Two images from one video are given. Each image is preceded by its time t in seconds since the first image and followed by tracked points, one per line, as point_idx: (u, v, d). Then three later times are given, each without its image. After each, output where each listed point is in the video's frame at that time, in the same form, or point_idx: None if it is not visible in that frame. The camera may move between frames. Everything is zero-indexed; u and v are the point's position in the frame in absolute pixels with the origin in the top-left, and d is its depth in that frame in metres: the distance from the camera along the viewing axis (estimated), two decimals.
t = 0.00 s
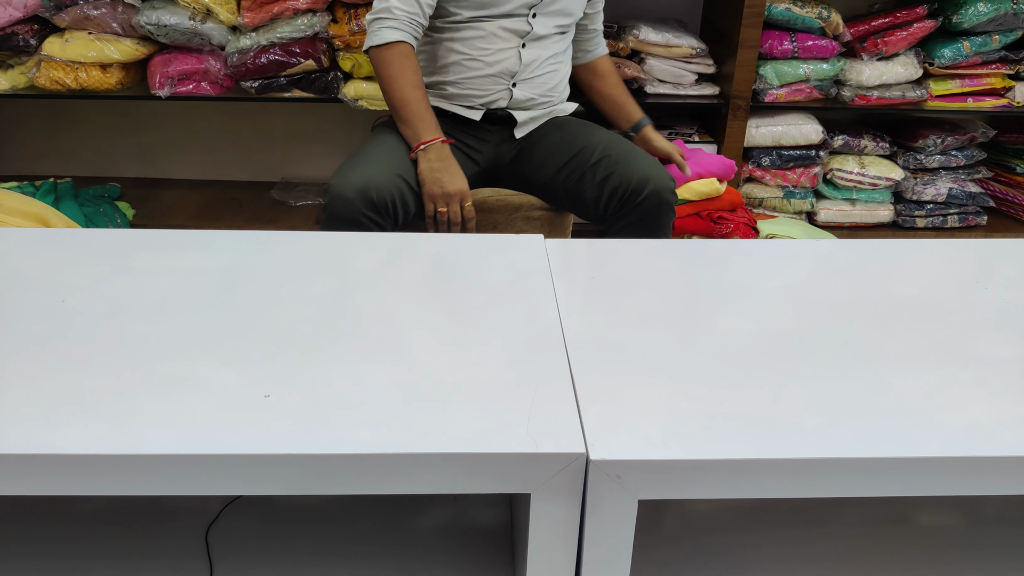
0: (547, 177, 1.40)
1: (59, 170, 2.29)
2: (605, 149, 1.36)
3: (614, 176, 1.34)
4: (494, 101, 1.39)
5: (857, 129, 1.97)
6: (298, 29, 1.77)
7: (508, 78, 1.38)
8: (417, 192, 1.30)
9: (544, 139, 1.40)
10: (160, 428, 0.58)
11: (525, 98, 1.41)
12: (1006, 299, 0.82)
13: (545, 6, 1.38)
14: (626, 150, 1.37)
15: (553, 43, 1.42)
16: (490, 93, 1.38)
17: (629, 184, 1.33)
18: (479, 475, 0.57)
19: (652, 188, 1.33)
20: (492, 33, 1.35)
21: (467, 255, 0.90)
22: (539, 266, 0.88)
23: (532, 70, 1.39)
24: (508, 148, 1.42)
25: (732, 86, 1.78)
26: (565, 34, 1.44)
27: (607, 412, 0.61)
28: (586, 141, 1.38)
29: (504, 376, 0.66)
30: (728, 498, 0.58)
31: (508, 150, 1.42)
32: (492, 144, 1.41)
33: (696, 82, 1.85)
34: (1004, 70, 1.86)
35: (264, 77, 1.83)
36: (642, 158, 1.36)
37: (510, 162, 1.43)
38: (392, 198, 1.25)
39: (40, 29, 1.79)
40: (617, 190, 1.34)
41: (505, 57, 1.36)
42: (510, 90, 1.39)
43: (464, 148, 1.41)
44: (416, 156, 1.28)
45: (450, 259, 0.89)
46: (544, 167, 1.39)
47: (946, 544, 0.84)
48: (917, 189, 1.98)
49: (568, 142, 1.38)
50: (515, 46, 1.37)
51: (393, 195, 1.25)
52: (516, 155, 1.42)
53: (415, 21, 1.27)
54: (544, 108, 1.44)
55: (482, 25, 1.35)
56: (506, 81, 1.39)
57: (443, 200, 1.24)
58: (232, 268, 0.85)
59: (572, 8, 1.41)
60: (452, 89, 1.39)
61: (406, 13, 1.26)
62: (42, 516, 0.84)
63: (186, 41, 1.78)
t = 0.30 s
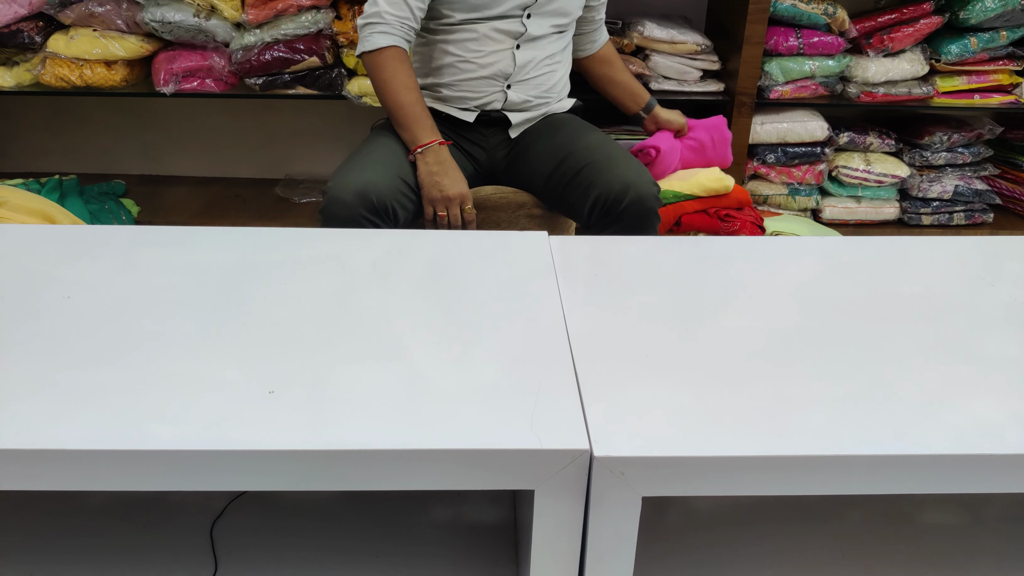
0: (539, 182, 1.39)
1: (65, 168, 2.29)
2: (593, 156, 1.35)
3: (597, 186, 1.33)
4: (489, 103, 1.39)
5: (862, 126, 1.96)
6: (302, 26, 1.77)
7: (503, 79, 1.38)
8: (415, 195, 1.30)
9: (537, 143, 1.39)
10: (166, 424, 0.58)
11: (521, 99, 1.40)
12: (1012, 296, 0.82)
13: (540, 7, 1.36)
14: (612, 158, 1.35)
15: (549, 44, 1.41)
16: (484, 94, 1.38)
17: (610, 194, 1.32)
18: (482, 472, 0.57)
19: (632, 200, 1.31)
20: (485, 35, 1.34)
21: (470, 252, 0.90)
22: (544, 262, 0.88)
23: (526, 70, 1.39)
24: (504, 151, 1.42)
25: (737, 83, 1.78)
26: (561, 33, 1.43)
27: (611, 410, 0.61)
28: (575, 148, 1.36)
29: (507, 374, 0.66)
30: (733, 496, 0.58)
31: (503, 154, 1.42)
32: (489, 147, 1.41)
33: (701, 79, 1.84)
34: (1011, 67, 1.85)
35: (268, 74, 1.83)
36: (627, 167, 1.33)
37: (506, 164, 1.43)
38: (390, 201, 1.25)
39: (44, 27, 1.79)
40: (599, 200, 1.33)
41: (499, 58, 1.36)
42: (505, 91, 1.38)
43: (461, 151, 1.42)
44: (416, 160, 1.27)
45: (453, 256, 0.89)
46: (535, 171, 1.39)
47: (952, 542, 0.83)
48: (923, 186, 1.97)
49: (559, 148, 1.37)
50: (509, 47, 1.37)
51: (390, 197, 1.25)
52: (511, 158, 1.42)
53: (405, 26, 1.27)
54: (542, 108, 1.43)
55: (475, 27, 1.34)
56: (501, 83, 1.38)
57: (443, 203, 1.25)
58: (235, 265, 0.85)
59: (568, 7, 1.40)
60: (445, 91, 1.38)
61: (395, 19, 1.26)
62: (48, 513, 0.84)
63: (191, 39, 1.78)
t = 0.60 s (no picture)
0: (546, 177, 1.39)
1: (63, 164, 2.29)
2: (600, 150, 1.35)
3: (607, 179, 1.33)
4: (491, 100, 1.38)
5: (863, 122, 1.96)
6: (302, 21, 1.76)
7: (504, 77, 1.38)
8: (416, 193, 1.30)
9: (541, 137, 1.39)
10: (169, 421, 0.58)
11: (523, 96, 1.39)
12: (1014, 290, 0.82)
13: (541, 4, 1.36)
14: (620, 151, 1.35)
15: (550, 41, 1.40)
16: (485, 92, 1.38)
17: (622, 187, 1.33)
18: (485, 467, 0.57)
19: (644, 192, 1.32)
20: (485, 33, 1.34)
21: (473, 248, 0.90)
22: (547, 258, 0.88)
23: (528, 68, 1.38)
24: (507, 147, 1.41)
25: (738, 79, 1.78)
26: (562, 31, 1.42)
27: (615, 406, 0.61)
28: (581, 142, 1.36)
29: (511, 369, 0.66)
30: (736, 491, 0.58)
31: (506, 149, 1.41)
32: (492, 143, 1.40)
33: (702, 75, 1.84)
34: (1012, 63, 1.85)
35: (268, 69, 1.82)
36: (636, 160, 1.34)
37: (510, 159, 1.42)
38: (392, 198, 1.25)
39: (43, 21, 1.78)
40: (610, 193, 1.34)
41: (499, 56, 1.36)
42: (506, 89, 1.38)
43: (464, 148, 1.41)
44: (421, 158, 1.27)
45: (456, 252, 0.88)
46: (541, 166, 1.39)
47: (953, 536, 0.84)
48: (923, 182, 1.98)
49: (565, 142, 1.37)
50: (509, 45, 1.36)
51: (392, 194, 1.24)
52: (514, 154, 1.41)
53: (410, 26, 1.27)
54: (544, 104, 1.43)
55: (475, 25, 1.34)
56: (502, 80, 1.38)
57: (447, 204, 1.25)
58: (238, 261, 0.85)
59: (568, 5, 1.39)
60: (447, 89, 1.38)
61: (399, 19, 1.26)
62: (49, 511, 0.84)
63: (190, 34, 1.78)
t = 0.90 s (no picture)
0: (541, 174, 1.39)
1: (62, 161, 2.28)
2: (595, 148, 1.35)
3: (599, 178, 1.33)
4: (489, 99, 1.39)
5: (862, 119, 1.96)
6: (301, 18, 1.77)
7: (501, 76, 1.38)
8: (416, 189, 1.30)
9: (539, 135, 1.39)
10: (169, 418, 0.58)
11: (520, 95, 1.39)
12: (1014, 287, 0.82)
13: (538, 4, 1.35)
14: (615, 150, 1.35)
15: (547, 40, 1.40)
16: (483, 91, 1.38)
17: (614, 185, 1.32)
18: (485, 463, 0.57)
19: (636, 191, 1.31)
20: (481, 32, 1.34)
21: (474, 245, 0.90)
22: (547, 254, 0.88)
23: (525, 67, 1.38)
24: (505, 144, 1.41)
25: (737, 76, 1.78)
26: (559, 29, 1.42)
27: (614, 402, 0.61)
28: (577, 140, 1.36)
29: (513, 366, 0.66)
30: (736, 487, 0.59)
31: (504, 146, 1.41)
32: (490, 140, 1.41)
33: (701, 72, 1.84)
34: (1011, 60, 1.85)
35: (267, 66, 1.82)
36: (630, 158, 1.34)
37: (507, 156, 1.42)
38: (392, 194, 1.25)
39: (42, 18, 1.77)
40: (602, 191, 1.33)
41: (496, 55, 1.35)
42: (504, 87, 1.38)
43: (463, 145, 1.41)
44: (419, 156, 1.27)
45: (456, 249, 0.88)
46: (537, 163, 1.39)
47: (952, 533, 0.84)
48: (922, 179, 1.98)
49: (561, 140, 1.37)
50: (506, 44, 1.36)
51: (392, 190, 1.24)
52: (512, 151, 1.41)
53: (405, 29, 1.26)
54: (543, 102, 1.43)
55: (471, 24, 1.34)
56: (500, 79, 1.38)
57: (446, 202, 1.26)
58: (238, 257, 0.85)
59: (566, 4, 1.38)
60: (445, 88, 1.39)
61: (395, 21, 1.25)
62: (50, 507, 0.84)
63: (189, 30, 1.78)
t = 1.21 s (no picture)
0: (540, 170, 1.39)
1: (59, 156, 2.27)
2: (593, 145, 1.35)
3: (598, 174, 1.33)
4: (487, 98, 1.39)
5: (861, 116, 1.97)
6: (299, 13, 1.76)
7: (499, 74, 1.38)
8: (416, 187, 1.30)
9: (538, 131, 1.39)
10: (168, 414, 0.58)
11: (519, 94, 1.39)
12: (1013, 284, 0.83)
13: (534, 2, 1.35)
14: (614, 146, 1.35)
15: (543, 38, 1.40)
16: (482, 90, 1.38)
17: (612, 182, 1.32)
18: (486, 459, 0.57)
19: (634, 187, 1.31)
20: (479, 32, 1.34)
21: (475, 241, 0.90)
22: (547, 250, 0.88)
23: (523, 66, 1.38)
24: (504, 140, 1.41)
25: (736, 73, 1.78)
26: (556, 26, 1.42)
27: (615, 398, 0.61)
28: (576, 136, 1.36)
29: (514, 362, 0.66)
30: (736, 483, 0.59)
31: (503, 143, 1.41)
32: (489, 136, 1.41)
33: (700, 69, 1.84)
34: (1009, 58, 1.86)
35: (265, 61, 1.81)
36: (628, 155, 1.34)
37: (507, 153, 1.42)
38: (392, 192, 1.24)
39: (38, 13, 1.76)
40: (601, 188, 1.33)
41: (494, 55, 1.35)
42: (502, 86, 1.38)
43: (463, 143, 1.41)
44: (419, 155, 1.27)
45: (457, 245, 0.88)
46: (536, 160, 1.39)
47: (950, 530, 0.84)
48: (920, 176, 1.98)
49: (560, 136, 1.37)
50: (503, 43, 1.36)
51: (391, 188, 1.24)
52: (511, 148, 1.41)
53: (399, 30, 1.27)
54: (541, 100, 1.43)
55: (468, 25, 1.34)
56: (499, 78, 1.38)
57: (447, 200, 1.25)
58: (238, 253, 0.84)
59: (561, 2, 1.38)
60: (444, 87, 1.39)
61: (389, 24, 1.26)
62: (48, 504, 0.84)
63: (187, 26, 1.77)
